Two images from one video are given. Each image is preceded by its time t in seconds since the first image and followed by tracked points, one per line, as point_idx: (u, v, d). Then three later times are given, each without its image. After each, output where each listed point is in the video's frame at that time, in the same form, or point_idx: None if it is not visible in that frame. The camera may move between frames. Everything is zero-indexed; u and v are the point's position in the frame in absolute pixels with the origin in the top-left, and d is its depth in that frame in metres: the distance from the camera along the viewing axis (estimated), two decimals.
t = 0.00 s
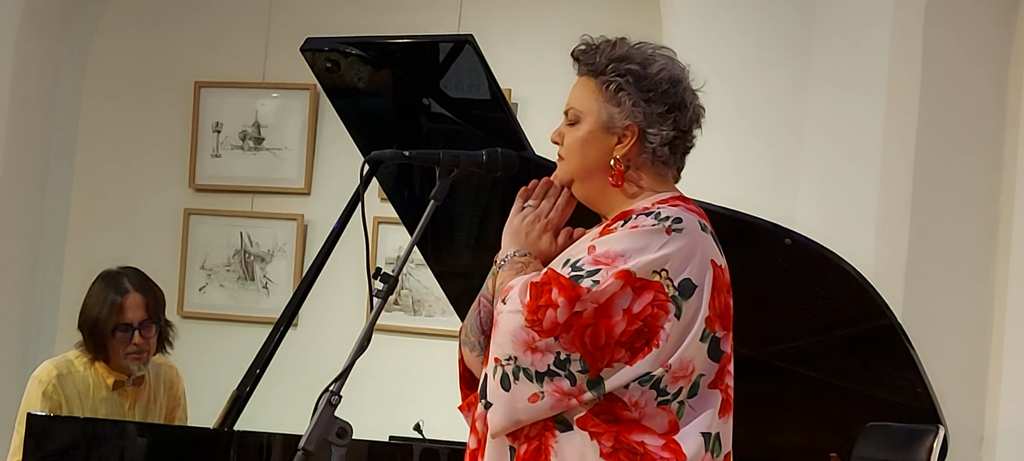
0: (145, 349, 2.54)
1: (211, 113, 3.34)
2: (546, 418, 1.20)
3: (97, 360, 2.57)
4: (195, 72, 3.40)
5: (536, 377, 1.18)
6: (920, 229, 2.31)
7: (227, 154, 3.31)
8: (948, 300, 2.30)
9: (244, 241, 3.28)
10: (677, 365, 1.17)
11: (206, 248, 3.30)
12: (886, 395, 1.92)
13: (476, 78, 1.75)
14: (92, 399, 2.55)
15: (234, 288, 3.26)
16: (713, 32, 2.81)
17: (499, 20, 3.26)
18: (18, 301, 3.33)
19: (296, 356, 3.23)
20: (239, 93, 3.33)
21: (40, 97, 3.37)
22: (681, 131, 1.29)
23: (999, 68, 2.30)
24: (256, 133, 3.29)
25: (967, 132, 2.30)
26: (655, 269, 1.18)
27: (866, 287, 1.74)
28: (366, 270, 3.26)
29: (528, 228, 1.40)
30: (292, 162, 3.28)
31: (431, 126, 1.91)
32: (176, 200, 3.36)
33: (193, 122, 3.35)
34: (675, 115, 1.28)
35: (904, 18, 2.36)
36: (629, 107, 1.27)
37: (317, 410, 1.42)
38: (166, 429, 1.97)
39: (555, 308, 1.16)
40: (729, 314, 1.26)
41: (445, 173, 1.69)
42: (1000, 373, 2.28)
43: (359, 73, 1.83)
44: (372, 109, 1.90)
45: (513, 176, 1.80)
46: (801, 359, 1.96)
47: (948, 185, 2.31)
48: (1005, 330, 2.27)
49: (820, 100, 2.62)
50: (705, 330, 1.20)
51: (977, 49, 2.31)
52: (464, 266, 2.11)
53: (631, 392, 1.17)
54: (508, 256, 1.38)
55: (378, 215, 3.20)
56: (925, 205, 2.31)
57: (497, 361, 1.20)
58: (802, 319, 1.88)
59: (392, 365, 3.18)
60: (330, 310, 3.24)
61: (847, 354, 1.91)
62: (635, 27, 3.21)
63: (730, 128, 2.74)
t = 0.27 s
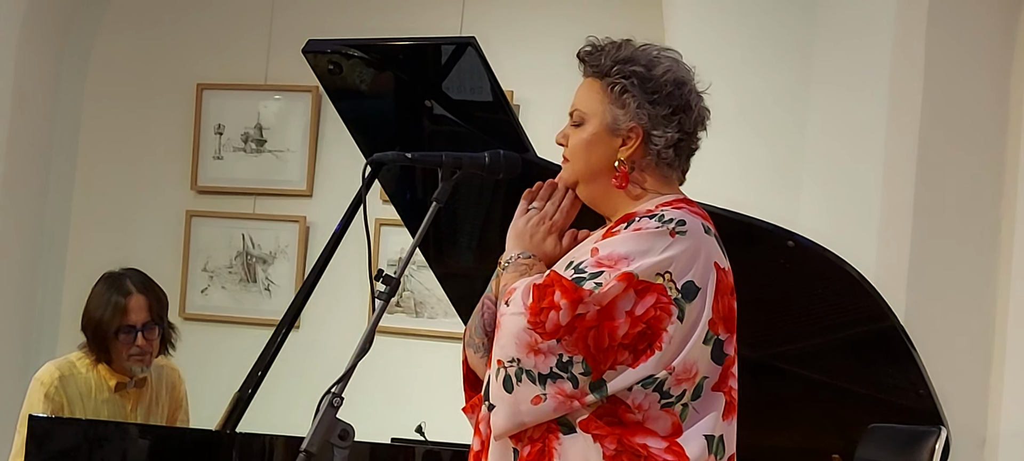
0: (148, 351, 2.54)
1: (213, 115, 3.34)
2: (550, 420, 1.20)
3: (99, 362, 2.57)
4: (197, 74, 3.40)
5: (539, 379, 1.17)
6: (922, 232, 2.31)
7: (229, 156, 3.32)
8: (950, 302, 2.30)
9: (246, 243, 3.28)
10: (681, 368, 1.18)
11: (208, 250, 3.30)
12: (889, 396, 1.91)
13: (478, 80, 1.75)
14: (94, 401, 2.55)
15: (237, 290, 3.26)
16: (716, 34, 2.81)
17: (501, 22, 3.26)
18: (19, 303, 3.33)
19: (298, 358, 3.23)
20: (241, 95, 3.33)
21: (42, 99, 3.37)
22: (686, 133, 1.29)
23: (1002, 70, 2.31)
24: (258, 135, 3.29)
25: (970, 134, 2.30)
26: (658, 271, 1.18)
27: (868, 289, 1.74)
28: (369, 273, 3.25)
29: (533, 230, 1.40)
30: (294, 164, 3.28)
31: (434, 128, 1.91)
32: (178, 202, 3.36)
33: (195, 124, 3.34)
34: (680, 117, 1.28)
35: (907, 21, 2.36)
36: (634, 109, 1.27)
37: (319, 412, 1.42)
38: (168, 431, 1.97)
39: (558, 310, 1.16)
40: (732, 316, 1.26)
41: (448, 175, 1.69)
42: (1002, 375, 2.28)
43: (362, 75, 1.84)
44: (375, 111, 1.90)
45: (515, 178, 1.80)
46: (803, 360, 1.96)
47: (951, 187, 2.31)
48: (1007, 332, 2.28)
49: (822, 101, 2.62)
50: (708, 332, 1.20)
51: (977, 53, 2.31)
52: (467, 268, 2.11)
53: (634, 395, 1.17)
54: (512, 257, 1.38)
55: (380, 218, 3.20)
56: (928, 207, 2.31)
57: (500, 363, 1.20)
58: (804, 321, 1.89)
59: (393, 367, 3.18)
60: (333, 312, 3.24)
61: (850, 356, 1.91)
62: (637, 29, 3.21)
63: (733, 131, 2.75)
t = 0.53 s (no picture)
0: (150, 351, 2.54)
1: (214, 115, 3.34)
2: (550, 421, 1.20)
3: (101, 362, 2.57)
4: (198, 74, 3.40)
5: (539, 380, 1.17)
6: (924, 232, 2.31)
7: (231, 156, 3.32)
8: (951, 303, 2.30)
9: (247, 243, 3.28)
10: (682, 369, 1.18)
11: (209, 250, 3.30)
12: (891, 397, 1.90)
13: (479, 80, 1.75)
14: (96, 401, 2.55)
15: (238, 290, 3.26)
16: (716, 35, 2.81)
17: (503, 23, 3.26)
18: (20, 303, 3.33)
19: (299, 358, 3.23)
20: (242, 95, 3.33)
21: (43, 99, 3.37)
22: (687, 133, 1.29)
23: (1003, 72, 2.32)
24: (259, 136, 3.30)
25: (971, 134, 2.31)
26: (659, 272, 1.18)
27: (869, 289, 1.74)
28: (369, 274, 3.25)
29: (534, 231, 1.40)
30: (296, 164, 3.28)
31: (434, 128, 1.91)
32: (179, 202, 3.37)
33: (196, 124, 3.35)
34: (681, 118, 1.28)
35: (909, 21, 2.36)
36: (635, 109, 1.26)
37: (321, 413, 1.42)
38: (169, 431, 1.98)
39: (559, 311, 1.16)
40: (734, 317, 1.26)
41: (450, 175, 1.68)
42: (1003, 376, 2.28)
43: (363, 75, 1.83)
44: (376, 111, 1.90)
45: (516, 178, 1.80)
46: (804, 361, 1.97)
47: (953, 188, 2.31)
48: (1008, 332, 2.28)
49: (823, 101, 2.62)
50: (709, 333, 1.20)
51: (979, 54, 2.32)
52: (468, 268, 2.11)
53: (635, 396, 1.17)
54: (513, 258, 1.38)
55: (381, 218, 3.20)
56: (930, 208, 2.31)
57: (501, 364, 1.20)
58: (805, 321, 1.89)
59: (395, 367, 3.18)
60: (334, 313, 3.24)
61: (850, 356, 1.91)
62: (638, 29, 3.21)
63: (732, 131, 2.75)
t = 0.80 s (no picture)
0: (152, 347, 2.54)
1: (216, 112, 3.34)
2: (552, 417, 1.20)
3: (102, 359, 2.57)
4: (200, 71, 3.40)
5: (540, 376, 1.18)
6: (926, 230, 2.31)
7: (232, 153, 3.32)
8: (952, 300, 2.30)
9: (249, 240, 3.28)
10: (682, 366, 1.18)
11: (211, 247, 3.30)
12: (893, 395, 1.91)
13: (480, 77, 1.75)
14: (97, 398, 2.55)
15: (239, 287, 3.26)
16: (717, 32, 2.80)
17: (505, 20, 3.26)
18: (22, 300, 3.34)
19: (300, 355, 3.24)
20: (244, 92, 3.33)
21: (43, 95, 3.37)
22: (692, 134, 1.29)
23: (1004, 68, 2.31)
24: (261, 132, 3.30)
25: (973, 131, 2.30)
26: (660, 268, 1.18)
27: (870, 285, 1.74)
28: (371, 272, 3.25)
29: (534, 228, 1.40)
30: (297, 161, 3.28)
31: (435, 125, 1.91)
32: (181, 199, 3.37)
33: (198, 121, 3.35)
34: (688, 118, 1.28)
35: (910, 19, 2.36)
36: (644, 105, 1.27)
37: (321, 409, 1.42)
38: (170, 427, 1.98)
39: (560, 308, 1.16)
40: (735, 314, 1.26)
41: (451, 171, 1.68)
42: (1004, 374, 2.28)
43: (364, 70, 1.83)
44: (377, 108, 1.91)
45: (517, 175, 1.81)
46: (805, 358, 1.96)
47: (955, 185, 2.31)
48: (1009, 330, 2.28)
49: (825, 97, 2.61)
50: (709, 330, 1.20)
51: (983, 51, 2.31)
52: (469, 265, 2.11)
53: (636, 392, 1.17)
54: (513, 255, 1.38)
55: (383, 215, 3.20)
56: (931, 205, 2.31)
57: (503, 361, 1.20)
58: (806, 317, 1.89)
59: (396, 364, 3.18)
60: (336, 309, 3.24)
61: (851, 353, 1.91)
62: (639, 26, 3.20)
63: (733, 130, 2.75)
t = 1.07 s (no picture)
0: (154, 350, 2.54)
1: (217, 114, 3.34)
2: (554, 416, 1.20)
3: (104, 361, 2.57)
4: (201, 73, 3.40)
5: (543, 375, 1.17)
6: (928, 231, 2.31)
7: (233, 155, 3.32)
8: (954, 301, 2.30)
9: (249, 242, 3.28)
10: (685, 368, 1.17)
11: (212, 249, 3.30)
12: (894, 396, 1.91)
13: (482, 79, 1.75)
14: (98, 400, 2.55)
15: (240, 289, 3.26)
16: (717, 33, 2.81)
17: (505, 21, 3.26)
18: (23, 303, 3.34)
19: (301, 357, 3.23)
20: (245, 94, 3.33)
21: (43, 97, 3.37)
22: (712, 144, 1.29)
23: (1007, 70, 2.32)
24: (262, 134, 3.30)
25: (974, 132, 2.31)
26: (666, 270, 1.18)
27: (871, 287, 1.74)
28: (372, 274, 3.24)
29: (541, 228, 1.40)
30: (298, 163, 3.28)
31: (437, 126, 1.91)
32: (182, 201, 3.37)
33: (199, 123, 3.35)
34: (710, 127, 1.29)
35: (910, 20, 2.36)
36: (669, 108, 1.27)
37: (322, 411, 1.42)
38: (171, 429, 1.98)
39: (564, 306, 1.15)
40: (739, 319, 1.26)
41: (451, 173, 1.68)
42: (1006, 375, 2.28)
43: (367, 68, 1.82)
44: (379, 109, 1.91)
45: (519, 177, 1.81)
46: (806, 360, 1.96)
47: (956, 186, 2.30)
48: (1011, 331, 2.28)
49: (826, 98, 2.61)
50: (713, 333, 1.20)
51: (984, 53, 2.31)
52: (470, 266, 2.11)
53: (638, 393, 1.17)
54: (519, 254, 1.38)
55: (384, 217, 3.20)
56: (933, 206, 2.31)
57: (506, 358, 1.20)
58: (808, 319, 1.89)
59: (397, 366, 3.18)
60: (337, 312, 3.24)
61: (853, 355, 1.91)
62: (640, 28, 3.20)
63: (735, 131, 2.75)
